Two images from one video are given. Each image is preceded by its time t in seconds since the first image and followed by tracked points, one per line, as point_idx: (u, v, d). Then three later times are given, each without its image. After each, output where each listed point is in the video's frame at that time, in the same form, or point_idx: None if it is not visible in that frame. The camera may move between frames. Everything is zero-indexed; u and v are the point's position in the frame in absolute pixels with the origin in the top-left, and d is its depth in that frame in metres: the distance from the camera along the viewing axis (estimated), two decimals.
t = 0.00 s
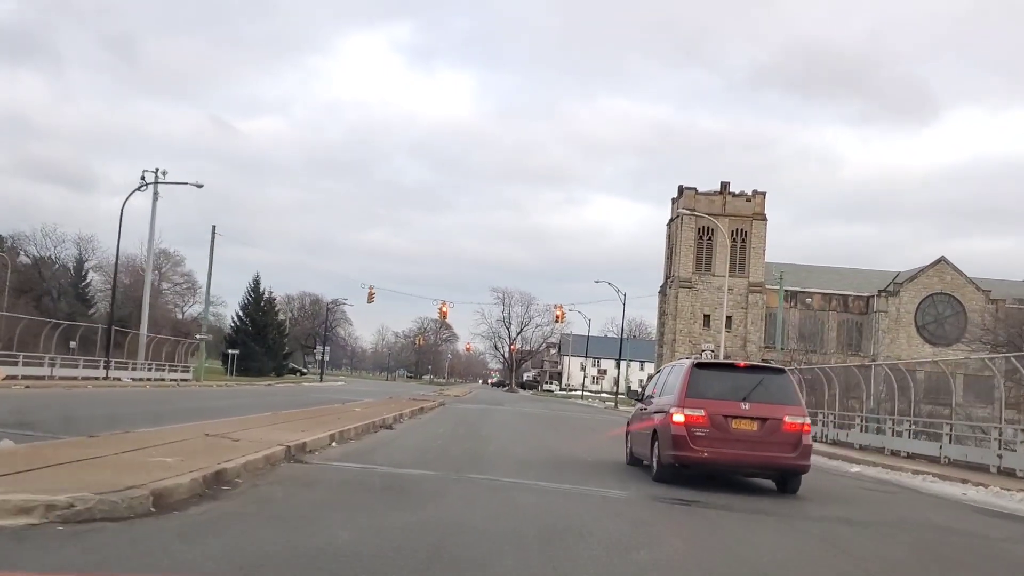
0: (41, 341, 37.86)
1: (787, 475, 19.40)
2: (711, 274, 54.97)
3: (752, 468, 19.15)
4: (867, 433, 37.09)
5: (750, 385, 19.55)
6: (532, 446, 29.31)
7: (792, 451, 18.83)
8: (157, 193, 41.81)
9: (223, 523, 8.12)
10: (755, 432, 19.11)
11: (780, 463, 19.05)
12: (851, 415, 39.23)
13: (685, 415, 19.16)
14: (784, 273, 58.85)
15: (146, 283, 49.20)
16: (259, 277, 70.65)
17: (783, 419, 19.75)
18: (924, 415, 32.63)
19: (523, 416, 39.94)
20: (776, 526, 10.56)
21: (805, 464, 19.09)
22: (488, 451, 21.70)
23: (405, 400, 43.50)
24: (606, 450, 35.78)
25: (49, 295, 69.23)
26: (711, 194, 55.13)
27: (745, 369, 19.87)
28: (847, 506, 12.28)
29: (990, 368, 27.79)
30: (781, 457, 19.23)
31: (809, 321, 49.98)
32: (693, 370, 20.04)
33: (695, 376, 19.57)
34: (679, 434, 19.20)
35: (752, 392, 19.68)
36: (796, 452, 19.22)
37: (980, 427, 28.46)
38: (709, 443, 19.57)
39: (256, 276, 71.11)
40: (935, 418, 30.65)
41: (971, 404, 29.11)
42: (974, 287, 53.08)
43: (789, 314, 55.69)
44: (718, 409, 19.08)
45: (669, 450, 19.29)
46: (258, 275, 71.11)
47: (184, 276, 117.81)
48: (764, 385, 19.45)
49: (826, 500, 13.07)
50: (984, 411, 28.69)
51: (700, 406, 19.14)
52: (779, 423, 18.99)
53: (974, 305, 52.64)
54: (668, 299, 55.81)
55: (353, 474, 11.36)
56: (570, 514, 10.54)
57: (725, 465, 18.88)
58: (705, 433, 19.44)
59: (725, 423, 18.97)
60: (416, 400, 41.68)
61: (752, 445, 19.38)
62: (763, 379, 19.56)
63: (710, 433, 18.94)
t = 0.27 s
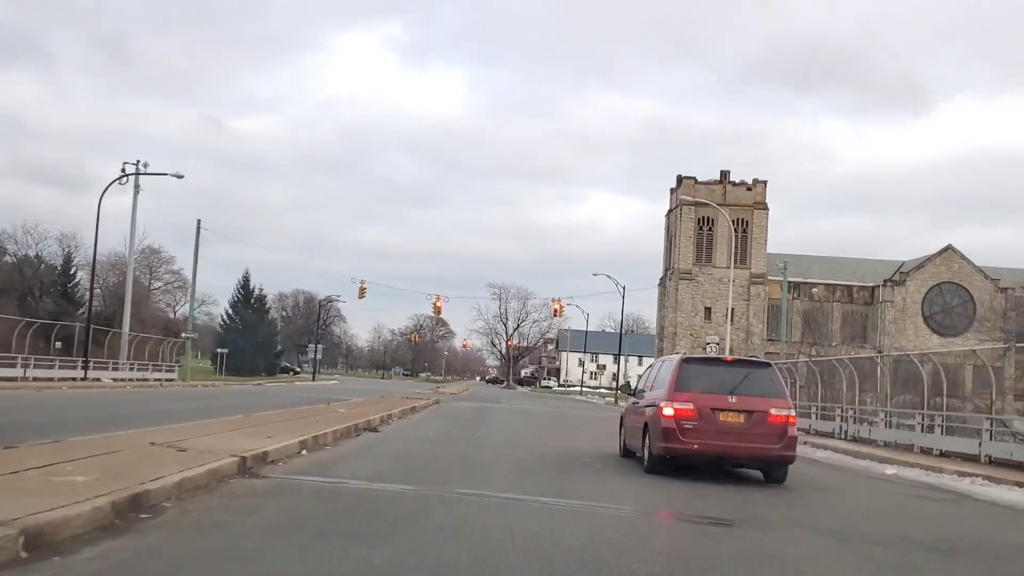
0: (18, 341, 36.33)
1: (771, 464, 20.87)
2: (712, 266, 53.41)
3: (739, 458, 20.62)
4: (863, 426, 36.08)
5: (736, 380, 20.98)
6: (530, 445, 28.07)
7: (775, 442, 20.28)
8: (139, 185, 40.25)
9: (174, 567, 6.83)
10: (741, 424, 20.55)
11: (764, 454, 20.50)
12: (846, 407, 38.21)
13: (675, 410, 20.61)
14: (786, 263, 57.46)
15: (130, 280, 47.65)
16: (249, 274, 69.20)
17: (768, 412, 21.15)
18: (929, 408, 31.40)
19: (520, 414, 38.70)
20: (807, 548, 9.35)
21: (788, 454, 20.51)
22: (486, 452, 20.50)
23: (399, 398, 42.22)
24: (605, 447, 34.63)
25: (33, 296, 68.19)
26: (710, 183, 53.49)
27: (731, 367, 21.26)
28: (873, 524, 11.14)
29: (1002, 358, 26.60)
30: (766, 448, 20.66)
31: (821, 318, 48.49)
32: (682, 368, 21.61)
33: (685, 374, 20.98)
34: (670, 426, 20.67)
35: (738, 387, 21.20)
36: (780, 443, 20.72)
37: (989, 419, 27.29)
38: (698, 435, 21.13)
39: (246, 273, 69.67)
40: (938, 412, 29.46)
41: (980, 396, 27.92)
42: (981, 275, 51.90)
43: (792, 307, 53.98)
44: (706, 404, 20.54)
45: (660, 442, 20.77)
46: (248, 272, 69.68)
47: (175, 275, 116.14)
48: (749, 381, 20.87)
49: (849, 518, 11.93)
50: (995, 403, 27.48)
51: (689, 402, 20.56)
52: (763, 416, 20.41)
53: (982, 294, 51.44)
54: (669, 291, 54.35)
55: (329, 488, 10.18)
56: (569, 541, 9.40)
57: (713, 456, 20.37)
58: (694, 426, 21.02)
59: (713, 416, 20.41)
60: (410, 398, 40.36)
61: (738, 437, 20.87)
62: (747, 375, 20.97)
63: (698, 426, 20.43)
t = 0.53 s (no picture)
0: None
1: (755, 455, 21.07)
2: (706, 257, 51.90)
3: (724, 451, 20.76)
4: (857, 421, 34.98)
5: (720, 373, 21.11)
6: (520, 444, 26.64)
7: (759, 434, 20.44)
8: (110, 176, 38.55)
9: None
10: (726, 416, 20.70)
11: (748, 445, 20.67)
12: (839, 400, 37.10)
13: (660, 403, 20.77)
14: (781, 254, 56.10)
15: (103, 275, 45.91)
16: (230, 270, 67.90)
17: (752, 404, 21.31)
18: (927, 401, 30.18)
19: (510, 410, 37.28)
20: (852, 572, 7.93)
21: (772, 445, 20.69)
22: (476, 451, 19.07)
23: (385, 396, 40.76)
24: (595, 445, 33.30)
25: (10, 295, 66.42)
26: (703, 173, 51.79)
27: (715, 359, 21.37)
28: (916, 533, 9.78)
29: (1010, 347, 25.40)
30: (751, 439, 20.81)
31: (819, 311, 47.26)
32: (668, 360, 21.74)
33: (670, 368, 21.12)
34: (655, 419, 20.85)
35: (723, 380, 21.33)
36: (764, 435, 20.98)
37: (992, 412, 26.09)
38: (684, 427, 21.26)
39: (227, 269, 68.41)
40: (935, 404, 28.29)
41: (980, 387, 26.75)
42: (981, 264, 50.74)
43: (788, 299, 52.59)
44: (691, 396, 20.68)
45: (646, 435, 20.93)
46: (230, 268, 68.37)
47: (159, 272, 114.08)
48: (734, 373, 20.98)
49: (888, 523, 10.56)
50: (1000, 395, 26.26)
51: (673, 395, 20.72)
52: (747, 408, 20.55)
53: (982, 285, 50.23)
54: (662, 284, 52.94)
55: (283, 510, 8.73)
56: (576, 557, 7.97)
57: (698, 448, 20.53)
58: (679, 418, 21.16)
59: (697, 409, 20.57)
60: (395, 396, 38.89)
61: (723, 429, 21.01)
62: (731, 368, 21.07)
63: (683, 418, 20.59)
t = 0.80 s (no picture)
0: None
1: (737, 459, 21.66)
2: (696, 260, 50.46)
3: (706, 455, 21.34)
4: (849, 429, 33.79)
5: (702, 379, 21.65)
6: (505, 456, 25.08)
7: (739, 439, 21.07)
8: (77, 171, 36.67)
9: None
10: (707, 422, 21.28)
11: (730, 449, 21.27)
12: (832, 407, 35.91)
13: (644, 408, 21.35)
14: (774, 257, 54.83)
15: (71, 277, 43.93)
16: (209, 273, 65.84)
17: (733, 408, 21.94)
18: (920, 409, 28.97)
19: (495, 418, 35.68)
20: None
21: (753, 449, 21.31)
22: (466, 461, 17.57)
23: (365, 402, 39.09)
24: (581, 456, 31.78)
25: None
26: (694, 173, 50.06)
27: (697, 365, 21.91)
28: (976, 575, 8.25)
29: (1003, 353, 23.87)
30: (732, 444, 21.43)
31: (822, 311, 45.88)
32: (651, 367, 22.28)
33: (653, 375, 21.65)
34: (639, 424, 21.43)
35: (705, 386, 21.89)
36: (745, 439, 21.59)
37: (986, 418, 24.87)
38: (667, 432, 21.82)
39: (206, 272, 66.32)
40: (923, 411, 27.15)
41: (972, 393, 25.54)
42: (979, 267, 49.73)
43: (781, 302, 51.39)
44: (673, 402, 21.24)
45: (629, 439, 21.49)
46: (208, 271, 66.31)
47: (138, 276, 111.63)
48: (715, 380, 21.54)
49: (933, 562, 9.19)
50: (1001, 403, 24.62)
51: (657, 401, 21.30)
52: (728, 413, 21.15)
53: (979, 288, 49.18)
54: (652, 286, 51.55)
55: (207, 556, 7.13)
56: None
57: (680, 452, 21.13)
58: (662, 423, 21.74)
59: (680, 415, 21.16)
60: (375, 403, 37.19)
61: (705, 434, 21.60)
62: (713, 374, 21.59)
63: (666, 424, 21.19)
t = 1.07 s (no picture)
0: None
1: (722, 481, 22.05)
2: (690, 279, 49.18)
3: (692, 478, 21.71)
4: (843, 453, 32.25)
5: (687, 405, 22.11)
6: (496, 485, 23.50)
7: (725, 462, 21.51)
8: (44, 187, 34.94)
9: None
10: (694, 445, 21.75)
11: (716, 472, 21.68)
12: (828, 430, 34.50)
13: (631, 433, 21.77)
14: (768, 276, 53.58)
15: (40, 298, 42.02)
16: (189, 296, 63.81)
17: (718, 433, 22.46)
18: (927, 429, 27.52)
19: (484, 442, 34.05)
20: None
21: (738, 472, 21.69)
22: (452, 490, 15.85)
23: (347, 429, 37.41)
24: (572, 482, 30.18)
25: None
26: (687, 191, 49.09)
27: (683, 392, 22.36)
28: None
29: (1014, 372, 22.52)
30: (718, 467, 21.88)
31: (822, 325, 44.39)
32: (638, 391, 22.65)
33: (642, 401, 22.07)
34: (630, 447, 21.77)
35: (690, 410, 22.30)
36: (730, 462, 21.96)
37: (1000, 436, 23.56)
38: (653, 456, 22.27)
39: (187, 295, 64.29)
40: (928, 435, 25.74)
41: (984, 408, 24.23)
42: (978, 286, 48.72)
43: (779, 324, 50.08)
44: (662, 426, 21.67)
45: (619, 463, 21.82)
46: (189, 294, 64.29)
47: (120, 301, 109.51)
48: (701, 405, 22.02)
49: None
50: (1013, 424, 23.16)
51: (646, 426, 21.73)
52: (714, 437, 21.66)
53: (979, 308, 48.11)
54: (645, 307, 50.16)
55: None
56: None
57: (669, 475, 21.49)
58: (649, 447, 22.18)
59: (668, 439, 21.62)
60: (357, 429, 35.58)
61: (691, 457, 21.99)
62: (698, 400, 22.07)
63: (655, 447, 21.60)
